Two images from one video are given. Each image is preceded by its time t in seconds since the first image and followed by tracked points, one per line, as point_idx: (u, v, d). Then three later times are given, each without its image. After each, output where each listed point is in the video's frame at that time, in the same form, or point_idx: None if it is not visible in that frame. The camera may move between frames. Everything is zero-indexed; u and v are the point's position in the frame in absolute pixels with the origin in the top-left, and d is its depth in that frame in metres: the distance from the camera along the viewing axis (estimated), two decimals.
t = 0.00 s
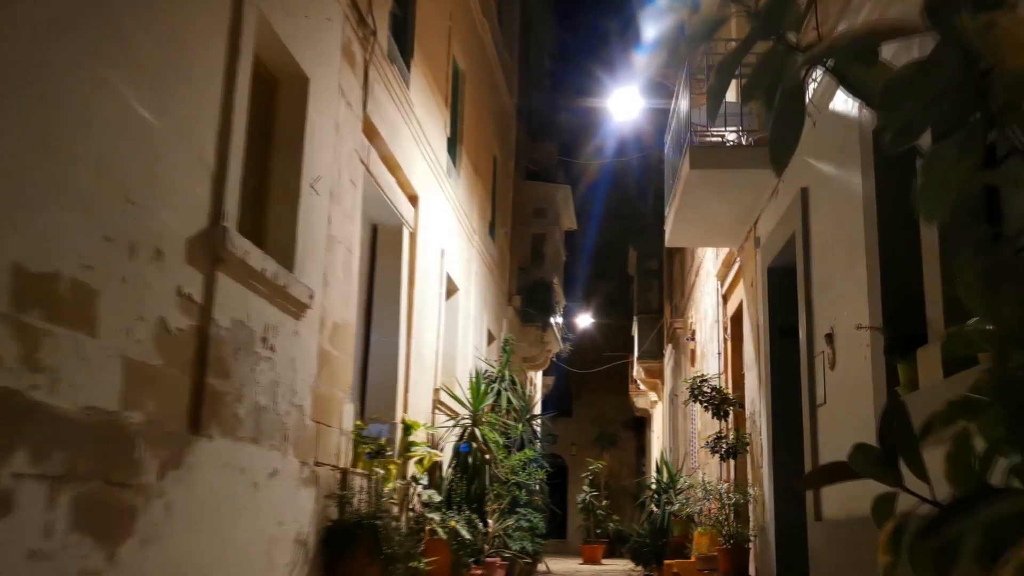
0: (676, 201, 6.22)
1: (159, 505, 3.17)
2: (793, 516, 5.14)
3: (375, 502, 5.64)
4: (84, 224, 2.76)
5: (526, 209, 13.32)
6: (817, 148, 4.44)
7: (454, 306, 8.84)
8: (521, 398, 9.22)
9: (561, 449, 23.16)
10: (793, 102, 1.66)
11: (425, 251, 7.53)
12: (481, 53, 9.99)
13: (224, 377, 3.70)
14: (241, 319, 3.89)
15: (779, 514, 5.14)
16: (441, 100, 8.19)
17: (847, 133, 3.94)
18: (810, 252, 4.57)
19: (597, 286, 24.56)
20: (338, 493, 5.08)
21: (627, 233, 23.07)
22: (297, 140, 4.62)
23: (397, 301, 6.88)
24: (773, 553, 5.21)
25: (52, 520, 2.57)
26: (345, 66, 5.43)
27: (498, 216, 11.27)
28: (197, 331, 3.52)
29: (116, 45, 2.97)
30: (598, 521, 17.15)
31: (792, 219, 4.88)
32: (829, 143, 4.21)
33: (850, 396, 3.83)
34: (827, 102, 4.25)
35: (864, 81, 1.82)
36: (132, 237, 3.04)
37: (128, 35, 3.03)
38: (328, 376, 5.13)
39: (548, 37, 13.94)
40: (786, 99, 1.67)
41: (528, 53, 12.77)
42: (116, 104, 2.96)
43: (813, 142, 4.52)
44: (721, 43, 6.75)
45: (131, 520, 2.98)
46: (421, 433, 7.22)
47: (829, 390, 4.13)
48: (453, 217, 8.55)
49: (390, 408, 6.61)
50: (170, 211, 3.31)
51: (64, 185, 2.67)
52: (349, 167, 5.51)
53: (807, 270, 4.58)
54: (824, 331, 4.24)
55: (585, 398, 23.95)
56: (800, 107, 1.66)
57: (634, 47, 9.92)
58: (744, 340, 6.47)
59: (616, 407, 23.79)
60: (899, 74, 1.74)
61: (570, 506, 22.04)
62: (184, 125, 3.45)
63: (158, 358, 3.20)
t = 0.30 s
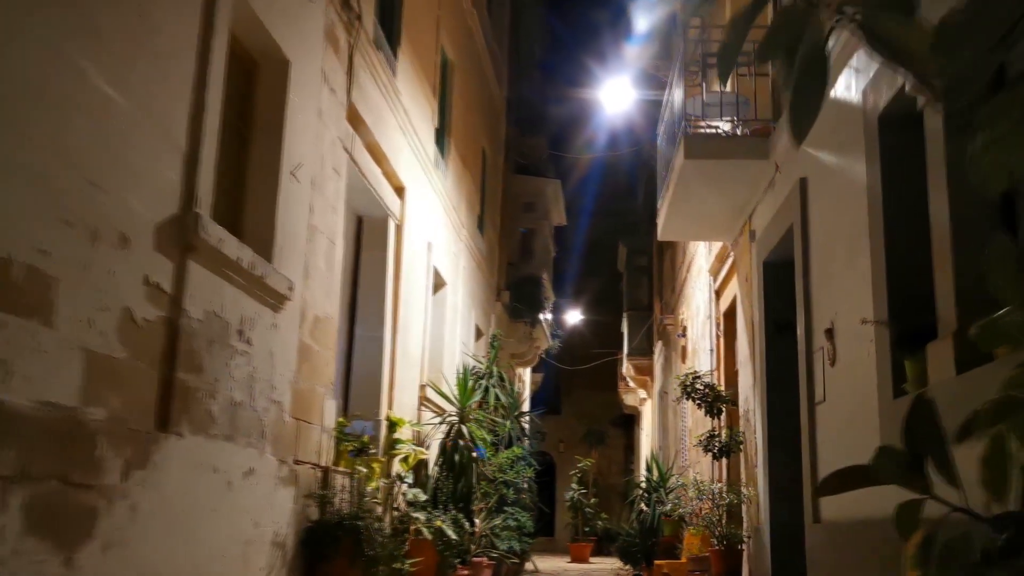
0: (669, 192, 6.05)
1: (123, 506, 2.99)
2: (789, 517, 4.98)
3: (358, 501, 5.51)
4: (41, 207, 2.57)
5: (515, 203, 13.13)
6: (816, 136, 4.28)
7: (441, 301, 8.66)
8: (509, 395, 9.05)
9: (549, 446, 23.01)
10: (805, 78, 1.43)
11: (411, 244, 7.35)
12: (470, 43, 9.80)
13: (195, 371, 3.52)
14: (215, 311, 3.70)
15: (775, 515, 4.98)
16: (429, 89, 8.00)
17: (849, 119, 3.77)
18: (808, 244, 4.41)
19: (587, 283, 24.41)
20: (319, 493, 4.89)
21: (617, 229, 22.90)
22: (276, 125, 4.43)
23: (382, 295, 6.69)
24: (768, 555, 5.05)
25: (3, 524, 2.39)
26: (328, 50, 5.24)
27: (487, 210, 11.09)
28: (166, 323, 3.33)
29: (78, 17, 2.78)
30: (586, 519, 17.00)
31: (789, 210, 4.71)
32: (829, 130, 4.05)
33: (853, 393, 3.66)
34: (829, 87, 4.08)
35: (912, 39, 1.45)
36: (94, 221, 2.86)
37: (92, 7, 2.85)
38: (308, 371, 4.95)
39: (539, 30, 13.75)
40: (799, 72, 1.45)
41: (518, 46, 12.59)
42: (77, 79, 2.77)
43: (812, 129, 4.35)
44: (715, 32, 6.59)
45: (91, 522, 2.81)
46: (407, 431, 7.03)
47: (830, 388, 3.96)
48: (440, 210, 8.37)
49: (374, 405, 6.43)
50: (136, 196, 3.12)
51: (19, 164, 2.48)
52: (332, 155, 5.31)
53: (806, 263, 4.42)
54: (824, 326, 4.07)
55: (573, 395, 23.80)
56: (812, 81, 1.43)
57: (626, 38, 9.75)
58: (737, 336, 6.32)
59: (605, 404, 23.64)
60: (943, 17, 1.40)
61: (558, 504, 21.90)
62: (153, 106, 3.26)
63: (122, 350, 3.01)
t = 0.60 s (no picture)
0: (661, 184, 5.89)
1: (88, 507, 2.81)
2: (788, 517, 4.82)
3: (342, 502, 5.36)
4: None
5: (501, 201, 12.95)
6: (818, 121, 4.12)
7: (426, 298, 8.47)
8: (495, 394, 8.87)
9: (536, 447, 22.86)
10: None
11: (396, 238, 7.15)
12: (456, 35, 9.61)
13: (167, 365, 3.33)
14: (190, 302, 3.52)
15: (772, 515, 4.82)
16: (414, 81, 7.82)
17: (854, 101, 3.61)
18: (809, 234, 4.25)
19: (573, 283, 24.27)
20: (300, 494, 4.70)
21: (604, 228, 22.75)
22: (255, 109, 4.25)
23: (366, 289, 6.50)
24: (765, 556, 4.89)
25: None
26: (309, 35, 5.05)
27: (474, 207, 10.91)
28: (136, 313, 3.14)
29: None
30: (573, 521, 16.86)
31: (789, 199, 4.55)
32: (832, 114, 3.89)
33: (859, 386, 3.51)
34: (832, 69, 3.92)
35: None
36: (55, 203, 2.66)
37: None
38: (289, 367, 4.76)
39: (526, 26, 13.58)
40: None
41: (504, 41, 12.41)
42: (38, 54, 2.58)
43: (814, 114, 4.20)
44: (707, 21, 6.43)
45: (54, 526, 2.62)
46: (392, 430, 6.84)
47: (834, 383, 3.81)
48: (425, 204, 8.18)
49: (358, 404, 6.24)
50: (102, 177, 2.93)
51: None
52: (313, 143, 5.12)
53: (806, 254, 4.26)
54: (827, 318, 3.92)
55: (559, 396, 23.66)
56: None
57: (615, 31, 9.59)
58: (732, 332, 6.13)
59: (592, 405, 23.51)
60: None
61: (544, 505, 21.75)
62: (121, 84, 3.07)
63: (86, 341, 2.82)
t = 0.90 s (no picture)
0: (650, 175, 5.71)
1: (42, 513, 2.60)
2: (785, 519, 4.64)
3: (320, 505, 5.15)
4: None
5: (485, 196, 12.75)
6: (818, 109, 3.95)
7: (408, 293, 8.26)
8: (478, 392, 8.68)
9: (518, 445, 22.70)
10: None
11: (377, 232, 6.95)
12: (439, 25, 9.40)
13: (131, 361, 3.12)
14: (157, 294, 3.31)
15: (766, 517, 4.65)
16: (396, 71, 7.61)
17: (860, 84, 3.44)
18: (807, 226, 4.08)
19: (556, 280, 24.11)
20: (275, 496, 4.48)
21: (588, 225, 22.59)
22: (228, 92, 4.04)
23: (346, 284, 6.29)
24: (757, 560, 4.72)
25: None
26: (287, 18, 4.85)
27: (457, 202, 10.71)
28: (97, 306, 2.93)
29: None
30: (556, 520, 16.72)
31: (785, 191, 4.39)
32: (834, 100, 3.72)
33: (863, 385, 3.34)
34: (833, 53, 3.75)
35: None
36: (6, 187, 2.45)
37: None
38: (263, 364, 4.55)
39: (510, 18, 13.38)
40: None
41: (487, 34, 12.21)
42: None
43: (813, 101, 4.03)
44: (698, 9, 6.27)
45: (3, 533, 2.41)
46: (372, 429, 6.64)
47: (834, 380, 3.65)
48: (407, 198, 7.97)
49: (337, 403, 6.03)
50: (58, 159, 2.72)
51: None
52: (290, 131, 4.91)
53: (804, 246, 4.09)
54: (827, 312, 3.75)
55: (542, 394, 23.50)
56: None
57: (602, 22, 9.42)
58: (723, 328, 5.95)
59: (575, 403, 23.37)
60: None
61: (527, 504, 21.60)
62: (82, 60, 2.86)
63: (41, 336, 2.61)
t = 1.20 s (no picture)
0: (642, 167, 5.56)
1: None
2: (778, 522, 4.50)
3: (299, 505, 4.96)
4: None
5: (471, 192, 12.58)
6: (819, 96, 3.81)
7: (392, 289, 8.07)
8: (464, 390, 8.51)
9: (503, 445, 22.55)
10: None
11: (360, 224, 6.75)
12: (426, 17, 9.22)
13: (94, 350, 2.94)
14: (123, 280, 3.13)
15: (759, 519, 4.50)
16: (382, 60, 7.42)
17: (864, 67, 3.30)
18: (806, 217, 3.94)
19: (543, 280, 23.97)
20: (250, 496, 4.30)
21: (575, 225, 22.42)
22: (204, 71, 3.87)
23: (327, 277, 6.10)
24: (751, 564, 4.56)
25: None
26: None
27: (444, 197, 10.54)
28: (56, 290, 2.75)
29: None
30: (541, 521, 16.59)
31: (782, 182, 4.24)
32: (836, 85, 3.58)
33: (866, 382, 3.20)
34: (835, 36, 3.61)
35: None
36: None
37: None
38: (239, 357, 4.36)
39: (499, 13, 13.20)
40: None
41: (476, 28, 12.03)
42: None
43: (813, 88, 3.88)
44: None
45: None
46: (353, 426, 6.45)
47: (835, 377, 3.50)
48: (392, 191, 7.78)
49: (317, 399, 5.84)
50: (15, 132, 2.55)
51: None
52: (270, 116, 4.73)
53: (802, 238, 3.95)
54: (826, 306, 3.60)
55: (528, 394, 23.36)
56: None
57: (592, 15, 9.26)
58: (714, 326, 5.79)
59: (560, 404, 23.23)
60: None
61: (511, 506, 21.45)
62: (44, 29, 2.69)
63: None
